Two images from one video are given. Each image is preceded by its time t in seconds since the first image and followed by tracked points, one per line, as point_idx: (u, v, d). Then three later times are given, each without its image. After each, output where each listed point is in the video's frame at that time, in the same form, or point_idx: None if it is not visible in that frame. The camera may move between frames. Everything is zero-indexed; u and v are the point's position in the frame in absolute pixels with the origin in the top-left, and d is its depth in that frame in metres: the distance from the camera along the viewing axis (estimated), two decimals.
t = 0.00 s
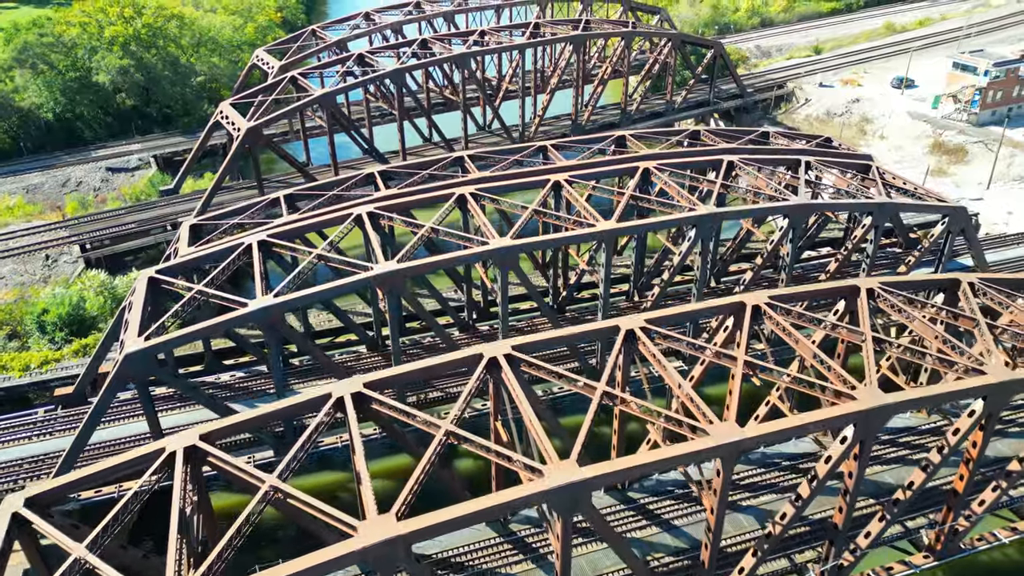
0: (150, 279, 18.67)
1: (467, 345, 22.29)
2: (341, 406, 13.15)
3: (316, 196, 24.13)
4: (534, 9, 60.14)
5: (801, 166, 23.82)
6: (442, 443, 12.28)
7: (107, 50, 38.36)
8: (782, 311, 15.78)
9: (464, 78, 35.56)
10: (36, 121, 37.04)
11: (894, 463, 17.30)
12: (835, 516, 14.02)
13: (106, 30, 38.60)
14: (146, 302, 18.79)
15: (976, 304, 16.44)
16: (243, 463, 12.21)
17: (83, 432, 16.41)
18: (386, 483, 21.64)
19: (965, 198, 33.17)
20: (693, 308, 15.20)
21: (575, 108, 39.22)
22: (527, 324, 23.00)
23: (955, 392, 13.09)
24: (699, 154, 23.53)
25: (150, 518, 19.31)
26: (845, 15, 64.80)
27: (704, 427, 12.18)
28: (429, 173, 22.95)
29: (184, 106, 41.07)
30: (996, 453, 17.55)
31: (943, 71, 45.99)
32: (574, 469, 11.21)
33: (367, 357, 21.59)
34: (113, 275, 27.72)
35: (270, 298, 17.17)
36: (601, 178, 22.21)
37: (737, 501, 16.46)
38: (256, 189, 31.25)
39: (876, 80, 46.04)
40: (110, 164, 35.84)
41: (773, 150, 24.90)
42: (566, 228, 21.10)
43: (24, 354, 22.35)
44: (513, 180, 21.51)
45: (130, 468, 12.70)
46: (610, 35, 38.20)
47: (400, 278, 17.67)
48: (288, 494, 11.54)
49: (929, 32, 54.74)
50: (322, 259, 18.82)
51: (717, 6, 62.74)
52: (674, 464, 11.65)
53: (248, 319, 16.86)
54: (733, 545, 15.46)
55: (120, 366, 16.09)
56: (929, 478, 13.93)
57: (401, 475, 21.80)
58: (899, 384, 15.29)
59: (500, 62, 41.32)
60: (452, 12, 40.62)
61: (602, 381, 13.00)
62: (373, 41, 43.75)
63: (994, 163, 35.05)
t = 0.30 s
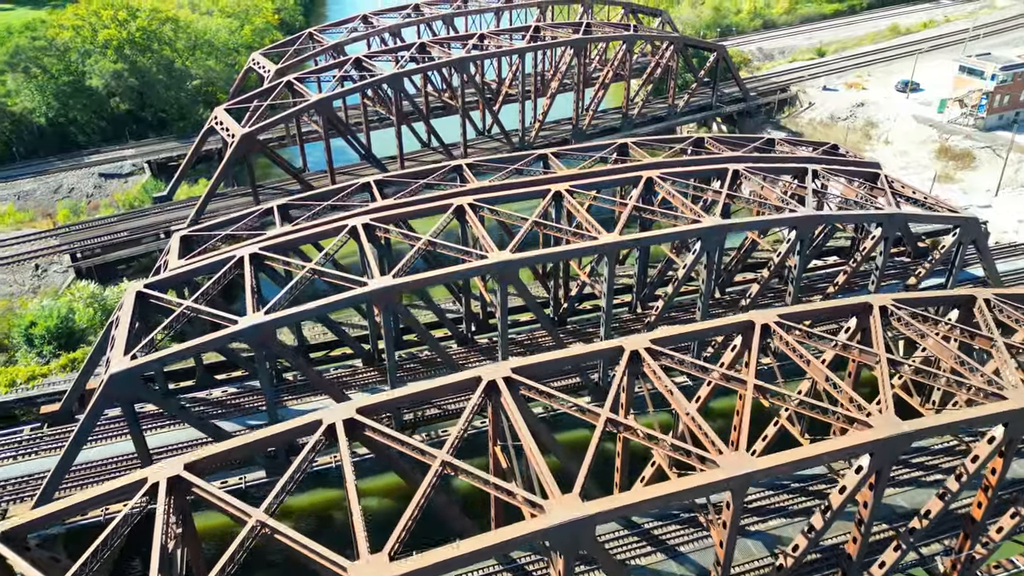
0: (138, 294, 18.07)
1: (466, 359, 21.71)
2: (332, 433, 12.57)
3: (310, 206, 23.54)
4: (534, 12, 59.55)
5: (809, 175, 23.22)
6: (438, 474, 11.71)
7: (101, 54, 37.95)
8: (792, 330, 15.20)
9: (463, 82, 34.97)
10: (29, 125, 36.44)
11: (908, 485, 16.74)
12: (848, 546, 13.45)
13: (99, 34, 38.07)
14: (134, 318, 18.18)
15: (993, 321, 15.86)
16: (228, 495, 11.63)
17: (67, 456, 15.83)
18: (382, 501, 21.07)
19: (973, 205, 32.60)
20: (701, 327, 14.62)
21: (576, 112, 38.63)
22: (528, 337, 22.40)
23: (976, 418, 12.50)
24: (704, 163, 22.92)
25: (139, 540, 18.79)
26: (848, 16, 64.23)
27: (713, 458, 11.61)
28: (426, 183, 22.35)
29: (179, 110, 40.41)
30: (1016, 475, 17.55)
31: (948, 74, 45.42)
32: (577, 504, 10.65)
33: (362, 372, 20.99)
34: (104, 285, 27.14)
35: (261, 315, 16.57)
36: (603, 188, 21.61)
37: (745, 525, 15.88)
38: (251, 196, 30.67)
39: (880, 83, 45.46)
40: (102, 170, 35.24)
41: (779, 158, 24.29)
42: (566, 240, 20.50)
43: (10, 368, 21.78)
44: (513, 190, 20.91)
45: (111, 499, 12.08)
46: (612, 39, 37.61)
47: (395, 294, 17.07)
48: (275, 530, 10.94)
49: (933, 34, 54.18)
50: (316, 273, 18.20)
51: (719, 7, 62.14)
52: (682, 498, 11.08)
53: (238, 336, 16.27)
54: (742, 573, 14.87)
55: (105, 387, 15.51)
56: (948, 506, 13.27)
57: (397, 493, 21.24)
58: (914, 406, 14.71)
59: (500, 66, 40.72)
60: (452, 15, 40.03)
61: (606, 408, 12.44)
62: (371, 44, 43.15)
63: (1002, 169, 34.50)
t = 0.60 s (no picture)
0: (126, 307, 17.50)
1: (464, 372, 21.10)
2: (323, 461, 11.98)
3: (305, 215, 22.96)
4: (534, 14, 59.06)
5: (816, 183, 22.64)
6: (434, 506, 11.14)
7: (94, 57, 37.32)
8: (803, 349, 14.61)
9: (462, 86, 34.41)
10: (22, 130, 35.94)
11: (922, 507, 16.06)
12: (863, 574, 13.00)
13: (93, 37, 37.46)
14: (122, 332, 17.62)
15: (1011, 338, 15.25)
16: (212, 528, 11.01)
17: (49, 479, 15.22)
18: (377, 519, 20.45)
19: (982, 211, 32.03)
20: (708, 347, 14.05)
21: (577, 116, 38.05)
22: (528, 349, 21.78)
23: (998, 445, 11.93)
24: (708, 171, 22.36)
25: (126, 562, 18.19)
26: (851, 18, 63.69)
27: (723, 490, 11.05)
28: (424, 191, 21.78)
29: (174, 114, 39.89)
30: None
31: (954, 77, 44.86)
32: (581, 541, 10.10)
33: (357, 387, 20.36)
34: (95, 295, 26.58)
35: (252, 331, 15.97)
36: (605, 197, 21.05)
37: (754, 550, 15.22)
38: (246, 203, 30.09)
39: (885, 86, 44.90)
40: (95, 175, 34.66)
41: (785, 166, 23.72)
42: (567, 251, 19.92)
43: None
44: (513, 200, 20.33)
45: (88, 530, 11.43)
46: (613, 42, 37.06)
47: (391, 309, 16.47)
48: (261, 567, 10.31)
49: (938, 36, 53.63)
50: (309, 287, 17.60)
51: (721, 9, 61.61)
52: (691, 533, 10.51)
53: (227, 354, 15.65)
54: None
55: (88, 408, 14.93)
56: (966, 535, 12.93)
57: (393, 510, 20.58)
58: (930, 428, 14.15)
59: (500, 69, 40.16)
60: (451, 17, 39.49)
61: (610, 435, 11.86)
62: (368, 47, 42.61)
63: (1011, 175, 33.93)
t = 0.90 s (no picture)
0: (113, 324, 16.97)
1: (463, 388, 20.47)
2: (315, 492, 11.41)
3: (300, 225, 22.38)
4: (535, 16, 58.56)
5: (824, 193, 22.05)
6: (431, 542, 10.57)
7: (88, 61, 36.75)
8: (816, 370, 14.05)
9: (462, 90, 33.82)
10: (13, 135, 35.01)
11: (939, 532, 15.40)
12: None
13: (86, 40, 36.86)
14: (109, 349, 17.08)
15: None
16: (197, 566, 10.43)
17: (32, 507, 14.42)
18: (373, 539, 19.88)
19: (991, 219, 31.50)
20: (717, 368, 13.50)
21: (578, 121, 37.48)
22: (529, 363, 21.18)
23: None
24: (714, 180, 21.77)
25: None
26: (854, 19, 63.13)
27: (736, 525, 10.46)
28: (422, 201, 21.18)
29: (169, 118, 39.32)
30: None
31: (960, 80, 44.30)
32: None
33: (353, 403, 19.76)
34: (85, 305, 26.03)
35: (242, 350, 15.36)
36: (608, 207, 20.47)
37: None
38: (241, 210, 29.49)
39: (890, 89, 44.36)
40: (88, 181, 34.06)
41: (793, 174, 23.13)
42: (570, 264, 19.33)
43: None
44: (513, 211, 19.72)
45: (65, 567, 10.86)
46: (615, 45, 36.50)
47: (387, 326, 15.88)
48: None
49: (942, 39, 53.09)
50: (303, 302, 16.99)
51: (724, 11, 61.06)
52: (703, 573, 9.94)
53: (216, 374, 15.05)
54: None
55: (71, 431, 14.34)
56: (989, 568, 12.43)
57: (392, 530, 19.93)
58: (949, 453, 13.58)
59: (500, 73, 39.60)
60: (450, 20, 38.95)
61: (617, 466, 11.29)
62: (367, 50, 42.02)
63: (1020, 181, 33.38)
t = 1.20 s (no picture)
0: (100, 340, 16.41)
1: (462, 403, 19.86)
2: (306, 526, 10.83)
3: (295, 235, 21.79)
4: (535, 18, 58.10)
5: (834, 202, 21.46)
6: None
7: (82, 64, 36.22)
8: (829, 393, 13.49)
9: (461, 93, 33.21)
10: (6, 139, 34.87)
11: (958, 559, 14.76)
12: None
13: (80, 43, 36.27)
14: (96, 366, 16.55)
15: None
16: None
17: (14, 533, 13.93)
18: (370, 559, 19.18)
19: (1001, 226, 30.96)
20: (727, 392, 12.94)
21: (580, 124, 36.89)
22: (530, 377, 20.59)
23: None
24: (720, 189, 21.21)
25: None
26: (858, 21, 62.57)
27: (751, 565, 9.92)
28: (420, 211, 20.58)
29: (165, 122, 38.79)
30: None
31: (966, 83, 43.75)
32: None
33: (349, 420, 19.18)
34: (76, 316, 25.50)
35: (232, 370, 14.72)
36: (612, 217, 19.88)
37: None
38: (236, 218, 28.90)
39: (895, 93, 43.79)
40: (81, 187, 33.50)
41: (801, 183, 22.57)
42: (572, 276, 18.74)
43: None
44: (514, 221, 19.13)
45: None
46: (618, 48, 35.95)
47: (382, 344, 15.27)
48: None
49: (947, 41, 52.50)
50: (296, 318, 16.37)
51: (726, 12, 60.47)
52: None
53: (205, 395, 14.45)
54: None
55: (54, 455, 13.78)
56: None
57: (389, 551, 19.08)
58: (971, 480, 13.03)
59: (500, 76, 39.05)
60: (450, 23, 38.39)
61: (624, 500, 10.74)
62: (366, 53, 41.46)
63: None
